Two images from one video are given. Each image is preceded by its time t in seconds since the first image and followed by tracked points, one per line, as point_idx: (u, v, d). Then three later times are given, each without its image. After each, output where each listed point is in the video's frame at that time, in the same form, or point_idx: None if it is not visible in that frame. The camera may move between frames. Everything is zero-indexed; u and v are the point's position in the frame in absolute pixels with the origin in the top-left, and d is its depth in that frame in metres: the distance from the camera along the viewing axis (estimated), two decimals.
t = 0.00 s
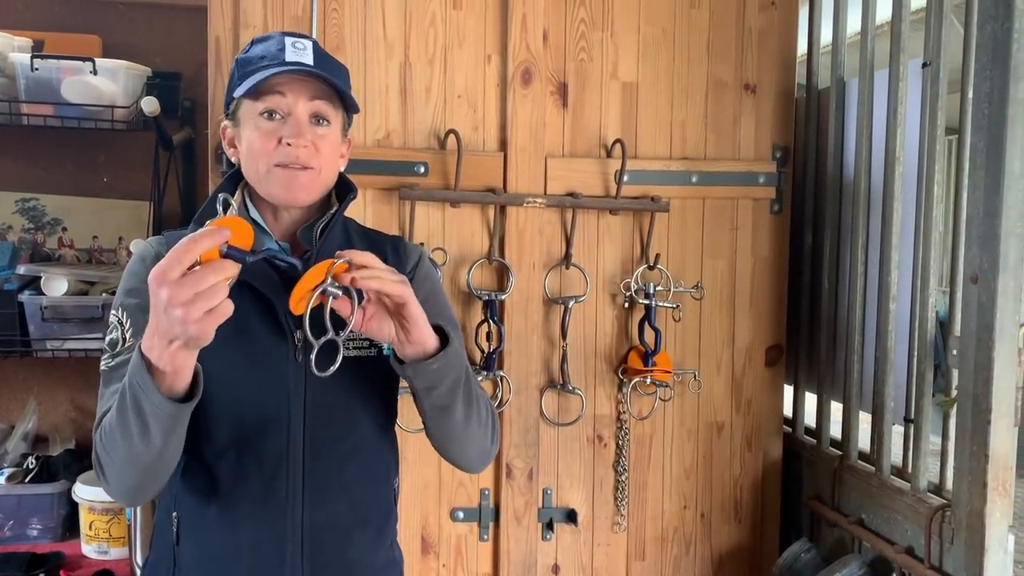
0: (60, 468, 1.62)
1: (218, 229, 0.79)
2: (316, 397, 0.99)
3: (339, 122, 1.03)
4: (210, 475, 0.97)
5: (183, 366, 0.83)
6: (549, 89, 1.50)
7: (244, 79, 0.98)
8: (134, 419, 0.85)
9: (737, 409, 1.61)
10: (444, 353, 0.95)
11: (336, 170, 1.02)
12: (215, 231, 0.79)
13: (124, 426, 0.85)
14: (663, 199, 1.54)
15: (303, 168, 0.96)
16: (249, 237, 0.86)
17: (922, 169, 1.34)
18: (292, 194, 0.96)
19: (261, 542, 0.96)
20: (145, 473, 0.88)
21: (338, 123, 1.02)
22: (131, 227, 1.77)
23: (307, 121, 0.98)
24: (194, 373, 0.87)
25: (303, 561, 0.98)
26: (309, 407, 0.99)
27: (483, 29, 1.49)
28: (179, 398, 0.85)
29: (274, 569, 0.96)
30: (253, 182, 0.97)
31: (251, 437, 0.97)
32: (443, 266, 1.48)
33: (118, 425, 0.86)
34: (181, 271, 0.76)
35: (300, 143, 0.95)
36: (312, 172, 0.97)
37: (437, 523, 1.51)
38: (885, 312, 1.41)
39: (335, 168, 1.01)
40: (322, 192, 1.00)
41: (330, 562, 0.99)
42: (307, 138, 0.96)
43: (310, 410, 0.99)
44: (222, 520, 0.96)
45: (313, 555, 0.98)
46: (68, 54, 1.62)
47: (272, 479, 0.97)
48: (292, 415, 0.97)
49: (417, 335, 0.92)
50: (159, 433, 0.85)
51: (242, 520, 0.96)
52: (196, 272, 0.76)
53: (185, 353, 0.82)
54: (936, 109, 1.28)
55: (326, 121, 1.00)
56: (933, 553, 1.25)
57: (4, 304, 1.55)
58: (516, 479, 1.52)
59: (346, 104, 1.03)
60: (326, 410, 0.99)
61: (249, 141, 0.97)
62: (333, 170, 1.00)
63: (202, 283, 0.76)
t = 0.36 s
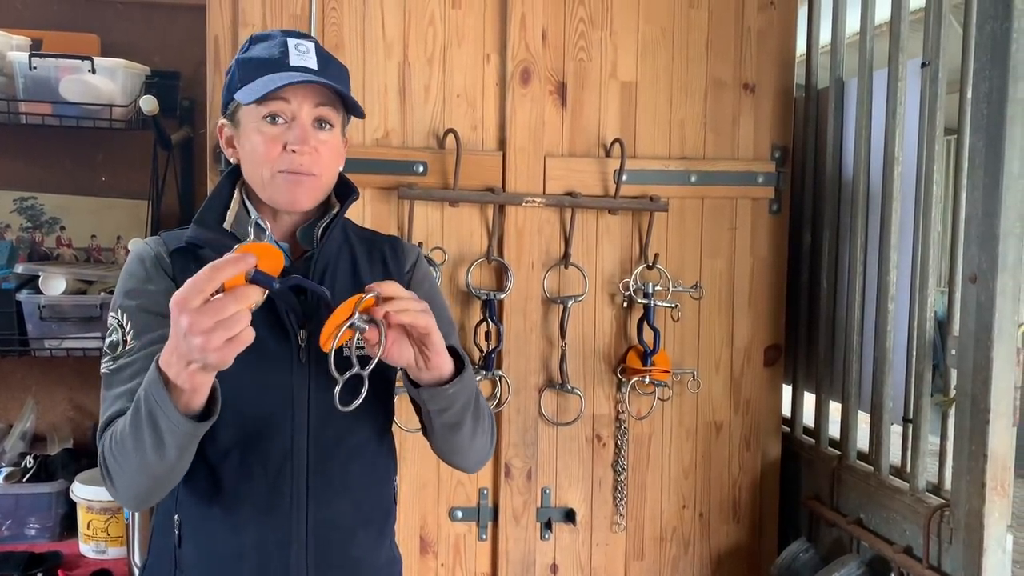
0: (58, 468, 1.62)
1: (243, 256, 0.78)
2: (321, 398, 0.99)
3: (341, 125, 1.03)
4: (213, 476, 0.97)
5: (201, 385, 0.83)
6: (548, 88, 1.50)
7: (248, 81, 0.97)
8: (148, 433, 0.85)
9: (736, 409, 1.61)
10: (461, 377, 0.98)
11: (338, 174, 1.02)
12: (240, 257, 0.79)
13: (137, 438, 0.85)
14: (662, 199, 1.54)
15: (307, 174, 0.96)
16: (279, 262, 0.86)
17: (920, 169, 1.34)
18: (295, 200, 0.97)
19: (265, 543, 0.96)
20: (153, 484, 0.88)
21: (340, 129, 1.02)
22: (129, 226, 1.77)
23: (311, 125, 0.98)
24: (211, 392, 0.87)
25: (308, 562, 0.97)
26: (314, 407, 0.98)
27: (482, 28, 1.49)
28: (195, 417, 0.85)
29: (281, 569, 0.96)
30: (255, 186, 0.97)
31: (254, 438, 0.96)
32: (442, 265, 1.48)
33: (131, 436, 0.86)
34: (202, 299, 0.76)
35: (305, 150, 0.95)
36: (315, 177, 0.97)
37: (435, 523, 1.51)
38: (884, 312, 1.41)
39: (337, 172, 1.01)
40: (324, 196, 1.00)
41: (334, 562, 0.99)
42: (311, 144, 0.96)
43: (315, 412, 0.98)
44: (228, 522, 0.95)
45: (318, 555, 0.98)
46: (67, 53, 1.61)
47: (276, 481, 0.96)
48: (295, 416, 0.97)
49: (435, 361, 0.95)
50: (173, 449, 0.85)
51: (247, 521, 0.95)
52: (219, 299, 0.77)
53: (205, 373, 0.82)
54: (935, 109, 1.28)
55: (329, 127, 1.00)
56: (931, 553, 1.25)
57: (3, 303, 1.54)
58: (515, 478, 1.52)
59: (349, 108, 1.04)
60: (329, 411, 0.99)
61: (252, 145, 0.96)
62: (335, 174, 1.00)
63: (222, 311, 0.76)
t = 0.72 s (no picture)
0: (56, 466, 1.62)
1: (215, 276, 0.77)
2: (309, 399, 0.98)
3: (336, 120, 1.03)
4: (200, 476, 0.97)
5: (186, 398, 0.83)
6: (547, 87, 1.50)
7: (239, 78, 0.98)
8: (135, 440, 0.85)
9: (735, 408, 1.61)
10: (449, 386, 0.96)
11: (334, 168, 1.01)
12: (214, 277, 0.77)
13: (124, 444, 0.85)
14: (661, 197, 1.54)
15: (300, 167, 0.96)
16: (267, 286, 0.83)
17: (919, 167, 1.34)
18: (289, 194, 0.96)
19: (250, 544, 0.96)
20: (138, 489, 0.89)
21: (334, 122, 1.02)
22: (127, 225, 1.77)
23: (303, 119, 0.98)
24: (200, 400, 0.87)
25: (292, 564, 0.97)
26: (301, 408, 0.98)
27: (481, 26, 1.49)
28: (181, 427, 0.85)
29: (262, 569, 0.96)
30: (249, 182, 0.96)
31: (242, 439, 0.96)
32: (441, 264, 1.48)
33: (119, 442, 0.86)
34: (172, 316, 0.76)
35: (297, 142, 0.95)
36: (309, 171, 0.97)
37: (434, 521, 1.51)
38: (883, 311, 1.41)
39: (332, 166, 1.01)
40: (319, 191, 0.99)
41: (322, 565, 0.99)
42: (303, 137, 0.96)
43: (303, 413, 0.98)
44: (212, 524, 0.96)
45: (302, 557, 0.98)
46: (64, 51, 1.61)
47: (262, 482, 0.96)
48: (284, 417, 0.97)
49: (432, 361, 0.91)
50: (159, 457, 0.85)
51: (232, 522, 0.96)
52: (190, 317, 0.76)
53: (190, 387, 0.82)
54: (934, 107, 1.28)
55: (323, 119, 1.00)
56: (930, 551, 1.25)
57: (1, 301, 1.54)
58: (514, 477, 1.52)
59: (342, 102, 1.03)
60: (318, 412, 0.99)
61: (244, 140, 0.96)
62: (330, 168, 1.00)
63: (192, 329, 0.76)
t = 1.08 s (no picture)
0: (56, 464, 1.61)
1: (195, 270, 0.77)
2: (297, 399, 0.98)
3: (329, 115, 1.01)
4: (189, 475, 0.97)
5: (178, 397, 0.84)
6: (547, 85, 1.50)
7: (230, 73, 0.97)
8: (132, 439, 0.85)
9: (735, 406, 1.61)
10: (388, 356, 0.91)
11: (324, 164, 1.01)
12: (194, 270, 0.77)
13: (121, 443, 0.86)
14: (661, 195, 1.53)
15: (285, 162, 0.95)
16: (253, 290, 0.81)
17: (921, 166, 1.33)
18: (274, 188, 0.96)
19: (238, 544, 0.96)
20: (130, 491, 0.89)
21: (327, 118, 1.01)
22: (126, 223, 1.77)
23: (292, 115, 0.97)
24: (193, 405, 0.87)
25: (282, 564, 0.97)
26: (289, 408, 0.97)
27: (481, 24, 1.49)
28: (174, 428, 0.86)
29: (252, 570, 0.96)
30: (236, 176, 0.97)
31: (231, 438, 0.96)
32: (440, 262, 1.48)
33: (115, 441, 0.86)
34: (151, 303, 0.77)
35: (282, 137, 0.95)
36: (295, 166, 0.96)
37: (434, 520, 1.51)
38: (883, 310, 1.40)
39: (322, 162, 1.00)
40: (308, 186, 0.99)
41: (311, 567, 0.98)
42: (290, 132, 0.96)
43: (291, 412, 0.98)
44: (200, 524, 0.96)
45: (292, 557, 0.97)
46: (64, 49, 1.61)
47: (251, 482, 0.96)
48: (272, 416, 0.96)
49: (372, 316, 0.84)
50: (152, 458, 0.85)
51: (220, 522, 0.95)
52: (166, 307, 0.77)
53: (182, 385, 0.82)
54: (935, 106, 1.28)
55: (313, 116, 0.99)
56: (930, 551, 1.24)
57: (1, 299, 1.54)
58: (514, 475, 1.51)
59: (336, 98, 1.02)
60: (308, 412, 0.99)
61: (232, 135, 0.96)
62: (319, 164, 0.99)
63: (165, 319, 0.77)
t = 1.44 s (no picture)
0: (57, 462, 1.61)
1: (201, 279, 0.76)
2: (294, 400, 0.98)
3: (312, 113, 1.02)
4: (186, 477, 0.97)
5: (188, 394, 0.84)
6: (548, 84, 1.50)
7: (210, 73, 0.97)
8: (141, 440, 0.85)
9: (736, 406, 1.61)
10: (391, 349, 0.91)
11: (310, 163, 1.01)
12: (200, 279, 0.76)
13: (129, 445, 0.86)
14: (663, 194, 1.53)
15: (272, 166, 0.95)
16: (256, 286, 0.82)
17: (923, 165, 1.33)
18: (264, 191, 0.96)
19: (237, 545, 0.95)
20: (142, 490, 0.89)
21: (311, 115, 1.01)
22: (127, 221, 1.77)
23: (276, 116, 0.97)
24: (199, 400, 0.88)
25: (282, 564, 0.97)
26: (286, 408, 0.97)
27: (483, 23, 1.48)
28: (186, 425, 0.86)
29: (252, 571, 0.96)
30: (223, 180, 0.96)
31: (228, 439, 0.96)
32: (441, 261, 1.48)
33: (122, 443, 0.86)
34: (162, 317, 0.77)
35: (270, 140, 0.95)
36: (282, 169, 0.96)
37: (434, 518, 1.51)
38: (884, 309, 1.40)
39: (308, 161, 1.00)
40: (295, 187, 0.99)
41: (311, 566, 0.98)
42: (276, 134, 0.96)
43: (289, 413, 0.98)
44: (199, 526, 0.96)
45: (292, 557, 0.98)
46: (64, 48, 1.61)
47: (249, 483, 0.96)
48: (270, 417, 0.96)
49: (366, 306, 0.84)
50: (165, 456, 0.86)
51: (220, 523, 0.95)
52: (179, 320, 0.77)
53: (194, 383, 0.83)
54: (937, 106, 1.28)
55: (297, 114, 0.99)
56: (931, 550, 1.24)
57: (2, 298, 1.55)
58: (515, 474, 1.51)
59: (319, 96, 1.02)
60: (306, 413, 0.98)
61: (217, 138, 0.96)
62: (305, 165, 0.99)
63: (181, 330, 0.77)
